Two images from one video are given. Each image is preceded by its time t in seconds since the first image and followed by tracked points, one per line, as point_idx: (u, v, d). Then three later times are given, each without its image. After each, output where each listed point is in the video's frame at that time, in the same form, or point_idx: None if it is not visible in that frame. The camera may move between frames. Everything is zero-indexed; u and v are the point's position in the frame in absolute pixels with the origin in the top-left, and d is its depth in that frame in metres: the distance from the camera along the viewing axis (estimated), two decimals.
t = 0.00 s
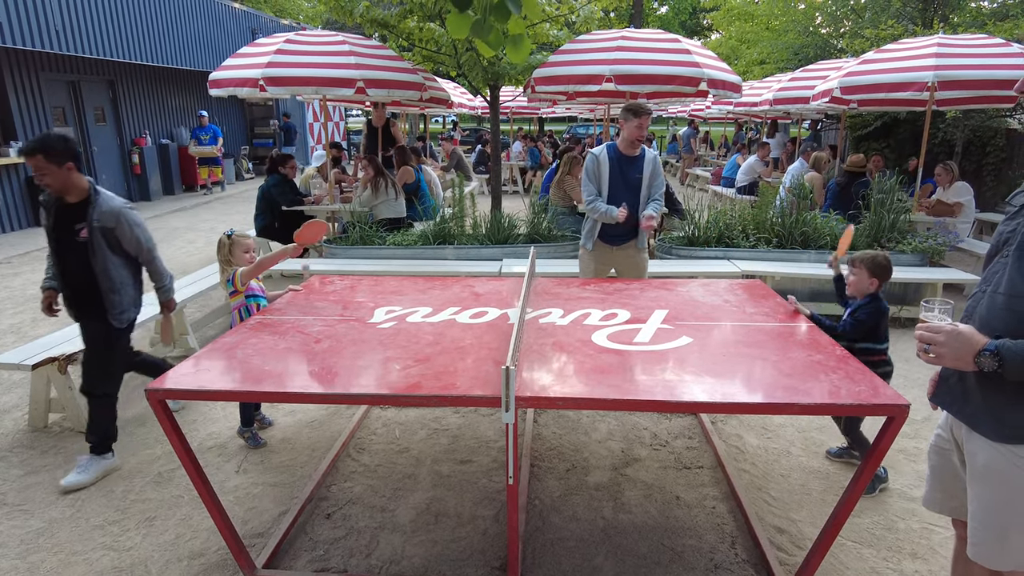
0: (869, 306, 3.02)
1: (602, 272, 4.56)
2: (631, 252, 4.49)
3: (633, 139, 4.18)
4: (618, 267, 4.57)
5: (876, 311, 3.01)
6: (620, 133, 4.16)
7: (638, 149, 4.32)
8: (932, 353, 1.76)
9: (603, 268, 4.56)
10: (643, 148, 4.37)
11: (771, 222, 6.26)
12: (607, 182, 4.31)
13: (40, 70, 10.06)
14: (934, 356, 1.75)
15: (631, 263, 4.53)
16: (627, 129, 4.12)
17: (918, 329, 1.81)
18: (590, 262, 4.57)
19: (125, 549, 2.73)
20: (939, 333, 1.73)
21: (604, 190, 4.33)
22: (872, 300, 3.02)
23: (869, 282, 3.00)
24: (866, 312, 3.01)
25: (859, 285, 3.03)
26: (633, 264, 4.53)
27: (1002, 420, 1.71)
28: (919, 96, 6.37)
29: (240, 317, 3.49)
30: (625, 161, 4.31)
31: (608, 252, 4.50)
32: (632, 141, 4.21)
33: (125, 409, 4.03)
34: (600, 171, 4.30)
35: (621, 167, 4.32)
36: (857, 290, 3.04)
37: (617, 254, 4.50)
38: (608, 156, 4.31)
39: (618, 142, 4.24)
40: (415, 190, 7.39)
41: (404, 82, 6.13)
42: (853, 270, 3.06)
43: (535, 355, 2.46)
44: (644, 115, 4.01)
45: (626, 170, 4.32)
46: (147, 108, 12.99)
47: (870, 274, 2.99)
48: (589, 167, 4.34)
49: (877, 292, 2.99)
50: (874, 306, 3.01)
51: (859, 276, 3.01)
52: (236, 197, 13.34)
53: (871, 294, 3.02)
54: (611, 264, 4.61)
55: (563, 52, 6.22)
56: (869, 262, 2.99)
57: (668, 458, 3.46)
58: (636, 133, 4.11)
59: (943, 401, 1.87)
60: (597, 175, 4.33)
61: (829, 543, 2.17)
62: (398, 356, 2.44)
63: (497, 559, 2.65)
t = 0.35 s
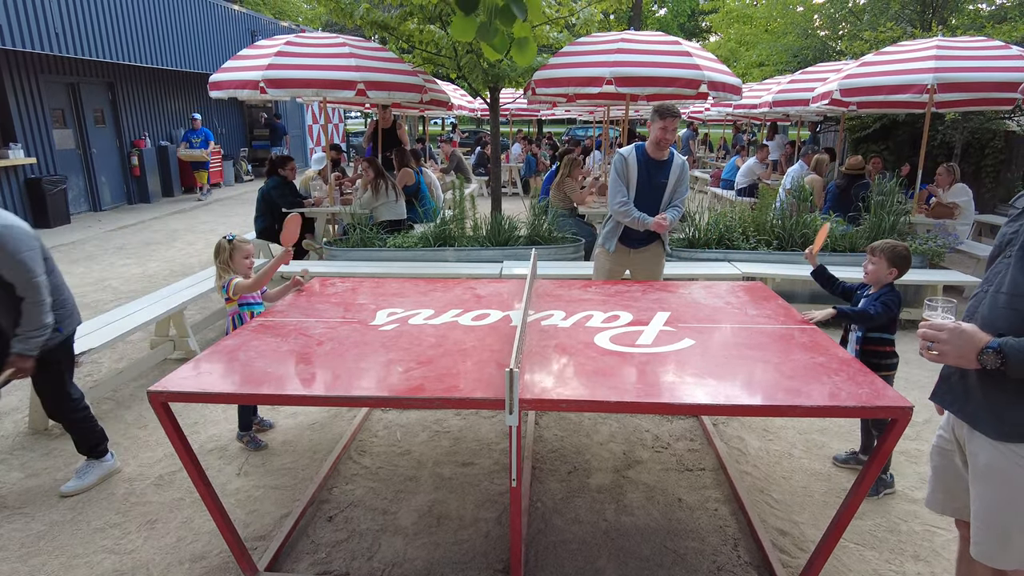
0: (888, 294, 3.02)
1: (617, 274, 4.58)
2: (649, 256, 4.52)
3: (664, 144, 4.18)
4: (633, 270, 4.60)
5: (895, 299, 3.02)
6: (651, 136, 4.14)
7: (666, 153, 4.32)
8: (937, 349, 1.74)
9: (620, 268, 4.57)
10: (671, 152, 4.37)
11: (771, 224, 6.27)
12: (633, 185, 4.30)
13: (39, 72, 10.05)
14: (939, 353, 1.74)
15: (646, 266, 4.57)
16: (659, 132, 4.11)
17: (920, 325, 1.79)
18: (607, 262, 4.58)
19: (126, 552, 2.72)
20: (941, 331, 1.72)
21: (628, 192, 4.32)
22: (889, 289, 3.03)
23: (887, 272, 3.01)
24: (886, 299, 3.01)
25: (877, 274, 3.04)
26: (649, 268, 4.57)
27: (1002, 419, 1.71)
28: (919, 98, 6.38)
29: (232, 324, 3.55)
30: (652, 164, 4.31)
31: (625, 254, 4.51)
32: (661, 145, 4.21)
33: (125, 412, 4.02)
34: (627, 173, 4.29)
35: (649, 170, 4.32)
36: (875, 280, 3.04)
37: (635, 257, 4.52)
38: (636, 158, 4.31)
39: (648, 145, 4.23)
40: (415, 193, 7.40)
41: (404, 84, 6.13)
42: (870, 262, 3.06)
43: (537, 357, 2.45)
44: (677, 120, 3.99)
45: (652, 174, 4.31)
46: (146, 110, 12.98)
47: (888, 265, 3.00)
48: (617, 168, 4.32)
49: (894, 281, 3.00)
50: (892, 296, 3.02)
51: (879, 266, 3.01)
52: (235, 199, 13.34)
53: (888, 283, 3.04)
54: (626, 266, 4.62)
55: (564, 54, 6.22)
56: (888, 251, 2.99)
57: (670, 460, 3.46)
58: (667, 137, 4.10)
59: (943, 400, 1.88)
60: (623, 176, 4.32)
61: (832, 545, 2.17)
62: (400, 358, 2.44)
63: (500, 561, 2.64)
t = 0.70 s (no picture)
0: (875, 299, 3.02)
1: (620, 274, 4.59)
2: (652, 258, 4.51)
3: (669, 146, 4.18)
4: (636, 271, 4.60)
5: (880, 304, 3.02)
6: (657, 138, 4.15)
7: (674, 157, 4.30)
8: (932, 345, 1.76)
9: (622, 269, 4.59)
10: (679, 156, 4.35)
11: (770, 225, 6.29)
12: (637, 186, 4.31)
13: (39, 73, 10.06)
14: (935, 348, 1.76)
15: (650, 267, 4.56)
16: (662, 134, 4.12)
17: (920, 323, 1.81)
18: (612, 263, 4.60)
19: (125, 553, 2.72)
20: (940, 328, 1.73)
21: (633, 194, 4.34)
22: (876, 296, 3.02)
23: (872, 278, 3.01)
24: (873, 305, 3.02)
25: (863, 279, 3.02)
26: (651, 270, 4.56)
27: (999, 417, 1.72)
28: (917, 99, 6.40)
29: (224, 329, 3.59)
30: (658, 166, 4.31)
31: (628, 256, 4.52)
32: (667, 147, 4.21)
33: (124, 413, 4.02)
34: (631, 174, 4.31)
35: (654, 172, 4.32)
36: (860, 286, 3.04)
37: (638, 259, 4.53)
38: (642, 160, 4.32)
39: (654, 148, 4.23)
40: (414, 194, 7.41)
41: (403, 85, 6.14)
42: (857, 267, 3.05)
43: (535, 359, 2.46)
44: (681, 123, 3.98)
45: (658, 176, 4.32)
46: (145, 111, 12.98)
47: (874, 271, 2.99)
48: (623, 170, 4.35)
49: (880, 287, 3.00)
50: (878, 301, 3.01)
51: (863, 272, 3.00)
52: (234, 200, 13.35)
53: (874, 288, 3.04)
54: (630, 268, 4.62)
55: (563, 55, 6.23)
56: (873, 256, 2.98)
57: (668, 461, 3.46)
58: (670, 139, 4.11)
59: (942, 398, 1.88)
60: (628, 178, 4.35)
61: (830, 545, 2.18)
62: (399, 359, 2.44)
63: (498, 562, 2.64)
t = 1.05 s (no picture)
0: (854, 270, 3.08)
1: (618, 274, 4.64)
2: (645, 258, 4.49)
3: (653, 144, 4.23)
4: (633, 273, 4.58)
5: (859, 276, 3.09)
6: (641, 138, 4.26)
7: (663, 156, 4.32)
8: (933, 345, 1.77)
9: (619, 269, 4.62)
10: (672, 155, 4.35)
11: (767, 226, 6.30)
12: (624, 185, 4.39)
13: (38, 76, 10.08)
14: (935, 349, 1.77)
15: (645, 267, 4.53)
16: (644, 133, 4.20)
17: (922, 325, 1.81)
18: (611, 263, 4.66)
19: (124, 555, 2.72)
20: (941, 330, 1.74)
21: (621, 193, 4.43)
22: (856, 267, 3.08)
23: (854, 247, 3.07)
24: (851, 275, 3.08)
25: (845, 247, 3.09)
26: (646, 270, 4.52)
27: (1002, 419, 1.73)
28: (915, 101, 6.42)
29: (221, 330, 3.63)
30: (647, 166, 4.36)
31: (621, 256, 4.56)
32: (652, 146, 4.26)
33: (124, 415, 4.03)
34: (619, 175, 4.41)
35: (641, 172, 4.38)
36: (840, 254, 3.11)
37: (631, 258, 4.54)
38: (632, 161, 4.41)
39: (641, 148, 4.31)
40: (413, 196, 7.42)
41: (402, 88, 6.14)
42: (840, 235, 3.13)
43: (533, 360, 2.46)
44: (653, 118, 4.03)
45: (647, 175, 4.36)
46: (144, 114, 12.99)
47: (856, 240, 3.05)
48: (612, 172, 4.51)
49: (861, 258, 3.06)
50: (856, 273, 3.08)
51: (846, 240, 3.07)
52: (233, 203, 13.35)
53: (855, 257, 3.10)
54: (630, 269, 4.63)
55: (561, 58, 6.24)
56: (857, 226, 3.04)
57: (666, 462, 3.47)
58: (649, 138, 4.17)
59: (945, 401, 1.89)
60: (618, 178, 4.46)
61: (828, 545, 2.19)
62: (397, 361, 2.45)
63: (496, 563, 2.65)
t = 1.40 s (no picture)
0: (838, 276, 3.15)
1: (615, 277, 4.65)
2: (640, 257, 4.48)
3: (635, 145, 4.28)
4: (631, 272, 4.57)
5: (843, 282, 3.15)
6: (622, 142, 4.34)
7: (649, 157, 4.36)
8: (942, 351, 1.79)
9: (617, 271, 4.64)
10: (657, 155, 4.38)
11: (766, 229, 6.31)
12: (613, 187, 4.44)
13: (38, 79, 10.10)
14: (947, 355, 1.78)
15: (639, 267, 4.51)
16: (625, 138, 4.29)
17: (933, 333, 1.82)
18: (610, 265, 4.68)
19: (122, 558, 2.72)
20: (958, 334, 1.73)
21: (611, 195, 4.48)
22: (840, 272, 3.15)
23: (833, 257, 3.15)
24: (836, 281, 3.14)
25: (824, 257, 3.18)
26: (642, 269, 4.51)
27: (1019, 426, 1.72)
28: (912, 104, 6.44)
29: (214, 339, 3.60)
30: (634, 167, 4.41)
31: (617, 256, 4.58)
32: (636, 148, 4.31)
33: (122, 418, 4.03)
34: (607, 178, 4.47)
35: (628, 174, 4.43)
36: (822, 264, 3.18)
37: (626, 258, 4.55)
38: (619, 163, 4.47)
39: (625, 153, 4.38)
40: (412, 199, 7.43)
41: (401, 91, 6.16)
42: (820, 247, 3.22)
43: (532, 363, 2.47)
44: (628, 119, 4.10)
45: (634, 176, 4.40)
46: (144, 117, 13.01)
47: (834, 249, 3.14)
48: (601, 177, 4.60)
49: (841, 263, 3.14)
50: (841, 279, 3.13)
51: (825, 249, 3.16)
52: (232, 205, 13.36)
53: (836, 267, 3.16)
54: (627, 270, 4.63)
55: (560, 62, 6.26)
56: (834, 236, 3.15)
57: (665, 465, 3.47)
58: (629, 140, 4.24)
59: (958, 407, 1.88)
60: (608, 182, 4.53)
61: (825, 547, 2.20)
62: (396, 364, 2.45)
63: (495, 565, 2.66)
